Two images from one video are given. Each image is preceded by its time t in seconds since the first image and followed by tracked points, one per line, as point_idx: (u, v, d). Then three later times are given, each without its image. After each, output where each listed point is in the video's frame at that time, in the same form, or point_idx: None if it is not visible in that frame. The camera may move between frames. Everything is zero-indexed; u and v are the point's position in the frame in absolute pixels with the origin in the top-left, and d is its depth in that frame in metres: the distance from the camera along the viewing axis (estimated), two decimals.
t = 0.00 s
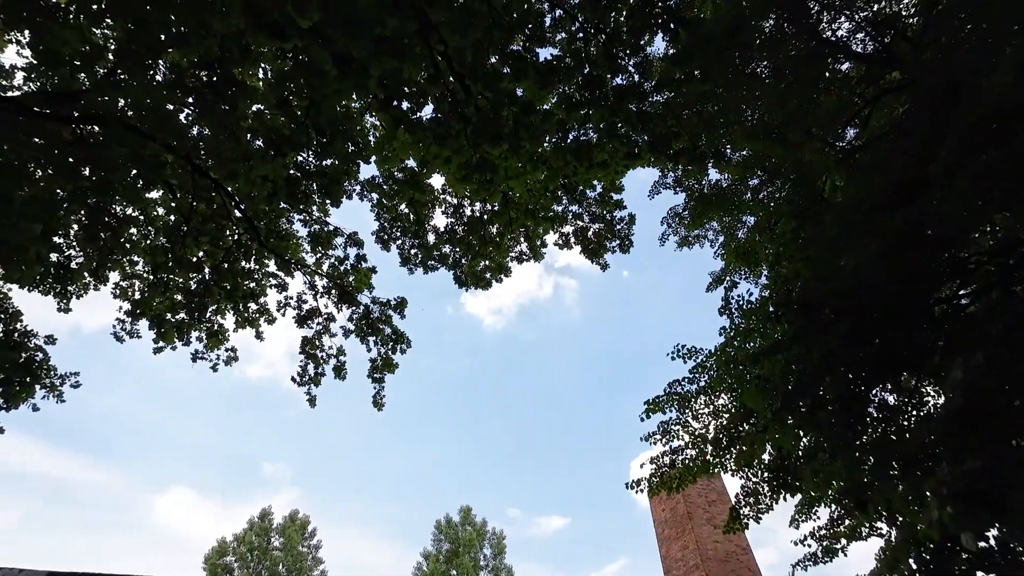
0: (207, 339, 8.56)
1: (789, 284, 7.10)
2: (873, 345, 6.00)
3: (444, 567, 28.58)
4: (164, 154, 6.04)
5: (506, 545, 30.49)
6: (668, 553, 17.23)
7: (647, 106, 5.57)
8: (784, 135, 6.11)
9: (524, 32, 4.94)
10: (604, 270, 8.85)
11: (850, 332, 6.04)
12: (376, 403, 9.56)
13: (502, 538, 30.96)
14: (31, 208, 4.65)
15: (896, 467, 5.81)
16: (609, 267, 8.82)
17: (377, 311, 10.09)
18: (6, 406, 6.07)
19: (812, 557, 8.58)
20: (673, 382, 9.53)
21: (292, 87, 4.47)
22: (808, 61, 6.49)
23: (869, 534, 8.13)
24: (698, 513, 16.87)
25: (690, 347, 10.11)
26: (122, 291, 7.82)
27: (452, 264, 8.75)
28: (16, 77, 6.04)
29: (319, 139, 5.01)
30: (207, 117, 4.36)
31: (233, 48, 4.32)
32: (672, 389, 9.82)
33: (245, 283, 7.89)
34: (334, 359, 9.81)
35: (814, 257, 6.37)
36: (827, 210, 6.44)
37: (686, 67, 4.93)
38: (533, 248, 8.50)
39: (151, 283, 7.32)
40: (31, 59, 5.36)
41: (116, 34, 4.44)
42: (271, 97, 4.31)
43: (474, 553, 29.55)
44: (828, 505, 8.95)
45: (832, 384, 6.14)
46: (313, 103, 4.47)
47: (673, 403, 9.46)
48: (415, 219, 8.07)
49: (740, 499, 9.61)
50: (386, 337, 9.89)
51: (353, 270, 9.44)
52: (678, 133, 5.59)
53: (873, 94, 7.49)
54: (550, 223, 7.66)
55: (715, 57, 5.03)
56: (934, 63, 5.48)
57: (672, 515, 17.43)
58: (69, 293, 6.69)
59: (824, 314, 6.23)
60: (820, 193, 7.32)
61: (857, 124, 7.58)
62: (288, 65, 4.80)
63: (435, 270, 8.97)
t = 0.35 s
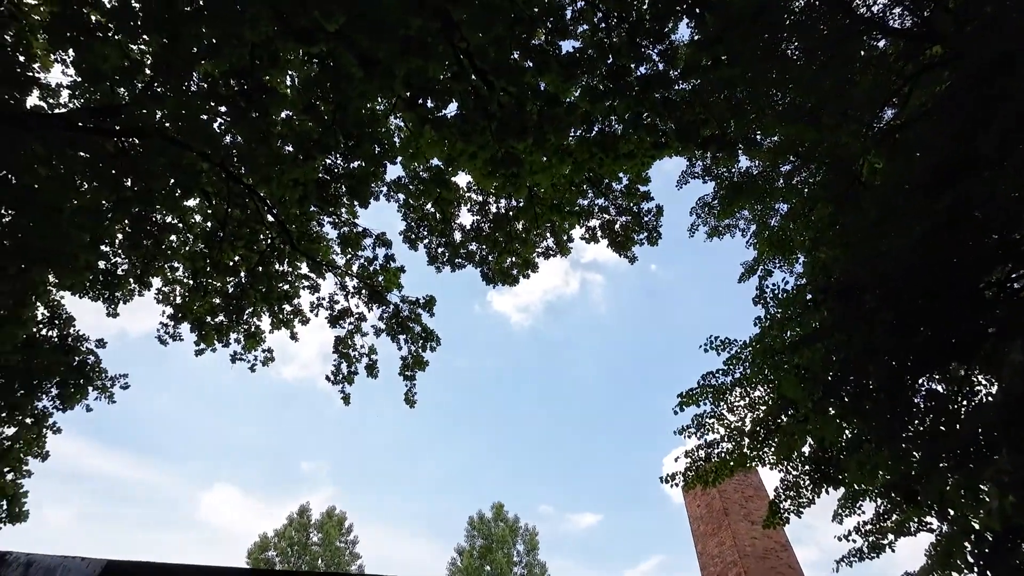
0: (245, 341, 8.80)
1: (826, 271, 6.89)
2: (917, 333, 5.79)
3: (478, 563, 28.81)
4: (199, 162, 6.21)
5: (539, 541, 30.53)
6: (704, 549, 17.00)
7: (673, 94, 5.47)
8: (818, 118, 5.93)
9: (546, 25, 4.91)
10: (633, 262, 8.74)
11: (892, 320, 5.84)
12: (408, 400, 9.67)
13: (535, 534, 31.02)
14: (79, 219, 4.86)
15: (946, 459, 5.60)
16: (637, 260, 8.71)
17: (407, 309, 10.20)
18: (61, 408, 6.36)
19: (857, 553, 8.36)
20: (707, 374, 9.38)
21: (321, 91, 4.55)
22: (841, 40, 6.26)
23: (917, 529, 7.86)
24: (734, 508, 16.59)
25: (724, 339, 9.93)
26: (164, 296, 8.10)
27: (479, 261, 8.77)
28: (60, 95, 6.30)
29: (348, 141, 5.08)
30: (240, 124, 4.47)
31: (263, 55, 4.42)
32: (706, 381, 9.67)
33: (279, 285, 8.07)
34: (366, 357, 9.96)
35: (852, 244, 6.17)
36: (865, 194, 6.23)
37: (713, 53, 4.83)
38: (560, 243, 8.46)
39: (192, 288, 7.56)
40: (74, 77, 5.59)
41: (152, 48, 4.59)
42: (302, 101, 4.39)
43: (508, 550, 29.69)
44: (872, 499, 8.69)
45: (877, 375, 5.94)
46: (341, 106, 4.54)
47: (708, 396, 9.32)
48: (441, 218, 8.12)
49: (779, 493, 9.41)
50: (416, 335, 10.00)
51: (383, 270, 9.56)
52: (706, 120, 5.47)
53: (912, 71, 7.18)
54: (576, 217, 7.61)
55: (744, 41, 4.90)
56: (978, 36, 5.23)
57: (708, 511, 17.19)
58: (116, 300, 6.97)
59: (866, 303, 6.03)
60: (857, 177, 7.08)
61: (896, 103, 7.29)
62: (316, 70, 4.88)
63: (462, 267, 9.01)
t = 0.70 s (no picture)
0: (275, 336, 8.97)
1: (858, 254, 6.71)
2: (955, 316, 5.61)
3: (505, 552, 29.05)
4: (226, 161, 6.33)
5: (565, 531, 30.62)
6: (734, 540, 16.83)
7: (696, 76, 5.36)
8: (848, 97, 5.75)
9: (565, 10, 4.85)
10: (657, 250, 8.63)
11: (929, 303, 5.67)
12: (434, 391, 9.76)
13: (562, 525, 31.12)
14: (115, 218, 4.99)
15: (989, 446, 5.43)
16: (661, 247, 8.60)
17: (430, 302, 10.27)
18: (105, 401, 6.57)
19: (894, 542, 8.19)
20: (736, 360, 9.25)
21: (342, 85, 4.58)
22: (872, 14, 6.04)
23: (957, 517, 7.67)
24: (764, 498, 16.36)
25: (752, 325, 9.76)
26: (196, 293, 8.29)
27: (501, 252, 8.76)
28: (93, 100, 6.47)
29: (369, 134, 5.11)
30: (265, 121, 4.55)
31: (285, 52, 4.47)
32: (735, 368, 9.53)
33: (306, 281, 8.19)
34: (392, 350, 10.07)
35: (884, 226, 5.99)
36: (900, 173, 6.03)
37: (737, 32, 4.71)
38: (581, 232, 8.39)
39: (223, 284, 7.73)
40: (106, 82, 5.73)
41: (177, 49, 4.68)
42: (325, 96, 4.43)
43: (534, 540, 29.86)
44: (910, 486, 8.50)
45: (914, 360, 5.77)
46: (362, 99, 4.56)
47: (737, 382, 9.19)
48: (462, 210, 8.13)
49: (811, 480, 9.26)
50: (440, 327, 10.06)
51: (406, 264, 9.63)
52: (730, 102, 5.35)
53: (948, 44, 6.90)
54: (598, 206, 7.54)
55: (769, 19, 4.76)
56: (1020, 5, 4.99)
57: (736, 501, 17.00)
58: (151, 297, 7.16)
59: (902, 285, 5.85)
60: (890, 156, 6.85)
61: (931, 78, 7.02)
62: (336, 65, 4.91)
63: (484, 259, 9.02)
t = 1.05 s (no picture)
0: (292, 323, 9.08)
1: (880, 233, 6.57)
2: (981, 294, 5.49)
3: (522, 536, 29.35)
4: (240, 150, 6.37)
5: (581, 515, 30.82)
6: (750, 523, 16.81)
7: (712, 52, 5.25)
8: (871, 70, 5.59)
9: None
10: (672, 232, 8.53)
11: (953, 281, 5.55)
12: (450, 376, 9.81)
13: (577, 509, 31.32)
14: (135, 206, 5.05)
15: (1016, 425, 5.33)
16: (676, 229, 8.49)
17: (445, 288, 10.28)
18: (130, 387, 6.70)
19: (917, 523, 8.12)
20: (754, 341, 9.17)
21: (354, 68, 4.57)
22: None
23: (983, 498, 7.59)
24: (781, 482, 16.29)
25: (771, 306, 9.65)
26: (214, 282, 8.39)
27: (514, 237, 8.73)
28: (109, 91, 6.53)
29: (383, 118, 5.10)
30: (278, 110, 4.56)
31: (296, 36, 4.45)
32: (753, 348, 9.45)
33: (321, 268, 8.25)
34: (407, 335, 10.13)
35: (906, 205, 5.87)
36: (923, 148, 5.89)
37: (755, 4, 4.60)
38: (595, 216, 8.32)
39: (240, 272, 7.82)
40: (121, 73, 5.77)
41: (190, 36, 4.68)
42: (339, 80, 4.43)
43: (550, 524, 30.11)
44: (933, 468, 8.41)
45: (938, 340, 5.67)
46: (373, 84, 4.55)
47: (756, 363, 9.11)
48: (474, 195, 8.10)
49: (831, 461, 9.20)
50: (455, 312, 10.09)
51: (419, 250, 9.65)
52: (748, 78, 5.24)
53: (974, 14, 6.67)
54: (611, 189, 7.46)
55: None
56: None
57: (753, 485, 16.96)
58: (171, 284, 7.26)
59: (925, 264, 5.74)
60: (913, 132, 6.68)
61: (956, 49, 6.80)
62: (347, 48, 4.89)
63: (497, 244, 8.99)
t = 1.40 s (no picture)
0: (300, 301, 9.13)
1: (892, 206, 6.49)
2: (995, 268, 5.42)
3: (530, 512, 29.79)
4: (244, 127, 6.32)
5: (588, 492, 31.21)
6: (756, 499, 16.97)
7: (725, 17, 5.11)
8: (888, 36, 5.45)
9: None
10: (680, 207, 8.44)
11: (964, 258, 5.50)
12: (457, 353, 9.86)
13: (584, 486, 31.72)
14: (141, 186, 5.05)
15: None
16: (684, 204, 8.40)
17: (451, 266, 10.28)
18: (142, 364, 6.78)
19: (925, 496, 8.18)
20: (764, 315, 9.14)
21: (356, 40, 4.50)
22: None
23: (992, 470, 7.64)
24: (787, 459, 16.39)
25: (781, 280, 9.59)
26: (222, 261, 8.44)
27: (521, 213, 8.68)
28: (111, 69, 6.48)
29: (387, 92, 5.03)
30: (281, 85, 4.51)
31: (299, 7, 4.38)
32: (762, 322, 9.42)
33: (328, 247, 8.28)
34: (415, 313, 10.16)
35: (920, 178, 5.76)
36: (939, 118, 5.76)
37: None
38: (603, 192, 8.25)
39: (247, 251, 7.85)
40: (123, 50, 5.73)
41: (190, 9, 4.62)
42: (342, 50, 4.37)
43: (557, 500, 30.54)
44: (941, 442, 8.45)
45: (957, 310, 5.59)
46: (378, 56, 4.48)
47: (765, 337, 9.09)
48: (480, 173, 8.05)
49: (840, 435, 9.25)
50: (462, 290, 10.10)
51: (425, 228, 9.62)
52: (762, 45, 5.10)
53: None
54: (619, 164, 7.38)
55: None
56: None
57: (759, 462, 17.08)
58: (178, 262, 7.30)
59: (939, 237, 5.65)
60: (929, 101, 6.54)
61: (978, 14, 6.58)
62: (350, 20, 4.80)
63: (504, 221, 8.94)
